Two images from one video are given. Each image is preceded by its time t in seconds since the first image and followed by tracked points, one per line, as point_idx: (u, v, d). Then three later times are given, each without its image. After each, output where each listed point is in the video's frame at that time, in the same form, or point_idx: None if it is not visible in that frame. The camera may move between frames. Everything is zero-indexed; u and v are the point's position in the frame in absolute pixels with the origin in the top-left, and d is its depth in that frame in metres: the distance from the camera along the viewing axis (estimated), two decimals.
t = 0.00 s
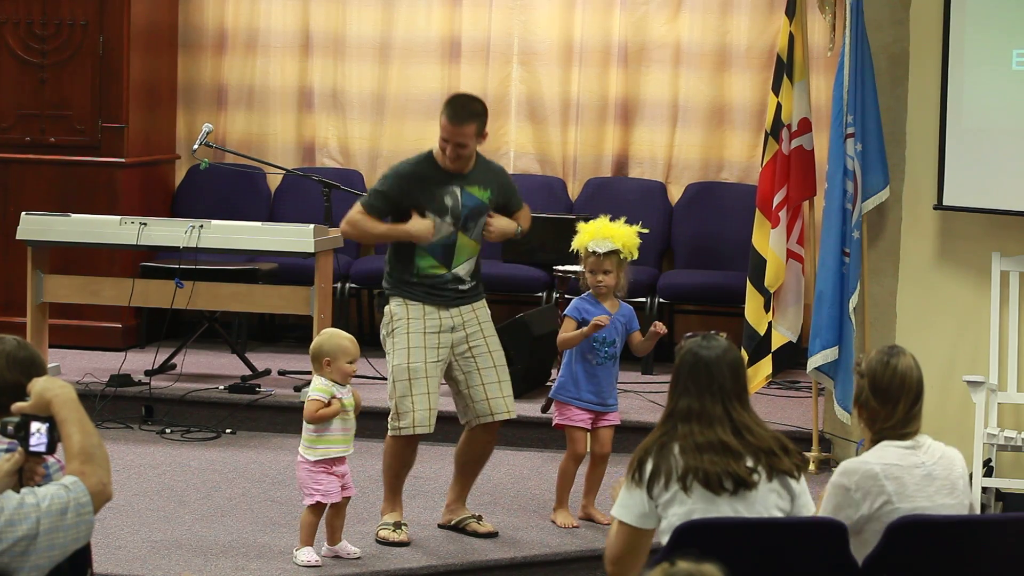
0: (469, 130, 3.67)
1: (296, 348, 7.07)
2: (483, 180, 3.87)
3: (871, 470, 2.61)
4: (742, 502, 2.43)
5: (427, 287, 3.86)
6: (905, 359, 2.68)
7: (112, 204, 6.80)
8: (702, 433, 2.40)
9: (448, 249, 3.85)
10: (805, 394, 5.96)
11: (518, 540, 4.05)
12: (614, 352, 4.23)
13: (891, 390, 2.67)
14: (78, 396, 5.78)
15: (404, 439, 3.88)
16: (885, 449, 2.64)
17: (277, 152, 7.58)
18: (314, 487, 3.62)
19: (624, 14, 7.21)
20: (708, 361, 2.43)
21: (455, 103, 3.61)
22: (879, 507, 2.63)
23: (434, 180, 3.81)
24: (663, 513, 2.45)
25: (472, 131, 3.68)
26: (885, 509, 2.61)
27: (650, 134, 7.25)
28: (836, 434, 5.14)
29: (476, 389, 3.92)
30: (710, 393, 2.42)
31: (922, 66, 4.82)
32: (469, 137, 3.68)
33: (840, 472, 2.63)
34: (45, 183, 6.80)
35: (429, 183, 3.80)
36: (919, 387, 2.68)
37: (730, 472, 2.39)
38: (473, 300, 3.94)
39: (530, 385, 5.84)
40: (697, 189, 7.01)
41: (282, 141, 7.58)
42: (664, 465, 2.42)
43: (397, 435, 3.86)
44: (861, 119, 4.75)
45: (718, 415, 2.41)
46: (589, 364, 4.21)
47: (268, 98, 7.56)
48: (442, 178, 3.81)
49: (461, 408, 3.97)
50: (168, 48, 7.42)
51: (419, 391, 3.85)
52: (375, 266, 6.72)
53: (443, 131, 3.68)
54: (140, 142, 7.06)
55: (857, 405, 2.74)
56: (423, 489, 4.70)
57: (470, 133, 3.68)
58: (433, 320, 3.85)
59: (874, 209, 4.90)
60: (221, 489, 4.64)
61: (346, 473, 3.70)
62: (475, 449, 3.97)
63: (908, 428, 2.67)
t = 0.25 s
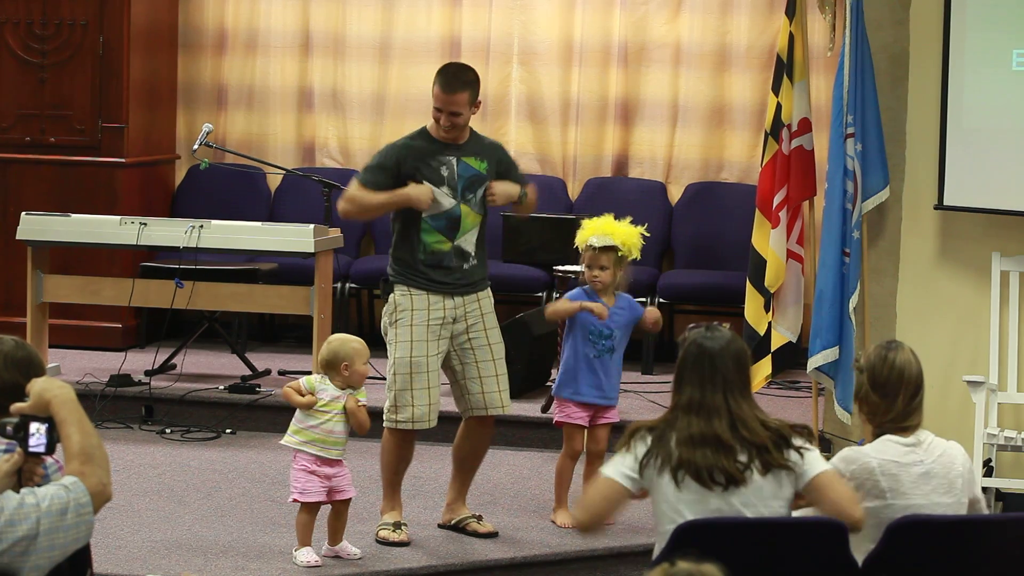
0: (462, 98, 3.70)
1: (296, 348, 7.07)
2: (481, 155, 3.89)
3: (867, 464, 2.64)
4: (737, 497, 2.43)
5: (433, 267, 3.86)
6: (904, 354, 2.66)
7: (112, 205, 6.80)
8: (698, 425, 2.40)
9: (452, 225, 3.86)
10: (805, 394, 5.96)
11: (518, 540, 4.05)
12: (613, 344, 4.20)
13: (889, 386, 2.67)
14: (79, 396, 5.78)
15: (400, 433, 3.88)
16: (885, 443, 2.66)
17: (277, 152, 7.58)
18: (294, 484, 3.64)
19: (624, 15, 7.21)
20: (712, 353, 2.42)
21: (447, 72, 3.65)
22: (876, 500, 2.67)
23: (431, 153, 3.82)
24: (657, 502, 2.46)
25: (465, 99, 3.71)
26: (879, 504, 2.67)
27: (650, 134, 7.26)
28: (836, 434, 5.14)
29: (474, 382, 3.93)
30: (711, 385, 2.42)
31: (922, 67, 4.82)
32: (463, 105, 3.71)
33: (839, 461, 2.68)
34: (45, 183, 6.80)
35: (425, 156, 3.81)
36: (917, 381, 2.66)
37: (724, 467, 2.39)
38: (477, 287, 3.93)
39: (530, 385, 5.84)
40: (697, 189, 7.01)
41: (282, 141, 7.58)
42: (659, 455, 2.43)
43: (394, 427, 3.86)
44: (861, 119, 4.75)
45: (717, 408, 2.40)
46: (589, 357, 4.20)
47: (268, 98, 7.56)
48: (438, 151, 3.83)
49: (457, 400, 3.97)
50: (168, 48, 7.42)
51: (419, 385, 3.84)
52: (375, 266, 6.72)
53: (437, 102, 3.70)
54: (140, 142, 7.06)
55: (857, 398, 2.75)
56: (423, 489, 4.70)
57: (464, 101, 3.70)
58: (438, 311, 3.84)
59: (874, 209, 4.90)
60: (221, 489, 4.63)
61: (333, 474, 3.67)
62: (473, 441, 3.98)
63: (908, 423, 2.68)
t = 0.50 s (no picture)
0: (458, 88, 3.71)
1: (296, 348, 7.07)
2: (476, 145, 3.91)
3: (869, 464, 2.65)
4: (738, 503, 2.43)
5: (435, 261, 3.85)
6: (904, 354, 2.66)
7: (112, 205, 6.80)
8: (703, 430, 2.40)
9: (451, 215, 3.86)
10: (805, 394, 5.96)
11: (518, 540, 4.05)
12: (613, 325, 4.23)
13: (888, 384, 2.67)
14: (79, 396, 5.78)
15: (404, 431, 3.87)
16: (885, 443, 2.66)
17: (277, 152, 7.58)
18: (314, 487, 3.62)
19: (624, 15, 7.21)
20: (718, 357, 2.43)
21: (442, 63, 3.67)
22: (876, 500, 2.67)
23: (427, 142, 3.84)
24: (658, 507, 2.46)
25: (461, 89, 3.72)
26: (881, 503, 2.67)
27: (650, 134, 7.26)
28: (836, 434, 5.13)
29: (476, 381, 3.93)
30: (717, 390, 2.42)
31: (922, 67, 4.81)
32: (458, 95, 3.73)
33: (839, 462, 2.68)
34: (45, 183, 6.81)
35: (422, 147, 3.83)
36: (917, 381, 2.66)
37: (727, 473, 2.39)
38: (479, 284, 3.94)
39: (530, 385, 5.83)
40: (697, 189, 7.01)
41: (282, 141, 7.57)
42: (663, 460, 2.42)
43: (398, 426, 3.85)
44: (861, 119, 4.74)
45: (722, 413, 2.40)
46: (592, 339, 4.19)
47: (268, 99, 7.56)
48: (435, 141, 3.84)
49: (458, 397, 3.97)
50: (168, 48, 7.42)
51: (423, 383, 3.84)
52: (375, 266, 6.73)
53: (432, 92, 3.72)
54: (139, 143, 7.06)
55: (858, 398, 2.75)
56: (423, 489, 4.70)
57: (459, 90, 3.72)
58: (439, 309, 3.85)
59: (874, 209, 4.90)
60: (221, 489, 4.63)
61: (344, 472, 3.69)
62: (473, 440, 3.97)
63: (909, 423, 2.68)
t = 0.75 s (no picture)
0: (456, 85, 3.72)
1: (296, 348, 7.07)
2: (473, 145, 3.92)
3: (872, 464, 2.64)
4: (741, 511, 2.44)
5: (433, 260, 3.84)
6: (900, 354, 2.68)
7: (112, 205, 6.80)
8: (708, 439, 2.40)
9: (450, 215, 3.86)
10: (805, 394, 5.96)
11: (518, 540, 4.05)
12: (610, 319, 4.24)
13: (884, 385, 2.67)
14: (79, 396, 5.78)
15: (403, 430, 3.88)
16: (885, 443, 2.66)
17: (277, 152, 7.58)
18: (301, 486, 3.63)
19: (624, 15, 7.21)
20: (724, 363, 2.42)
21: (438, 60, 3.69)
22: (880, 501, 2.66)
23: (424, 141, 3.84)
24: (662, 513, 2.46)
25: (459, 86, 3.73)
26: (885, 503, 2.66)
27: (650, 133, 7.26)
28: (836, 434, 5.12)
29: (474, 379, 3.93)
30: (722, 397, 2.42)
31: (922, 67, 4.82)
32: (456, 91, 3.74)
33: (841, 464, 2.67)
34: (45, 183, 6.81)
35: (419, 145, 3.83)
36: (915, 380, 2.66)
37: (732, 482, 2.40)
38: (477, 282, 3.93)
39: (530, 385, 5.83)
40: (697, 189, 7.01)
41: (282, 141, 7.57)
42: (667, 468, 2.42)
43: (398, 425, 3.86)
44: (861, 119, 4.74)
45: (728, 422, 2.40)
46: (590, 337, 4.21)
47: (268, 99, 7.56)
48: (431, 140, 3.85)
49: (456, 396, 3.98)
50: (168, 48, 7.42)
51: (423, 384, 3.84)
52: (375, 266, 6.73)
53: (430, 89, 3.73)
54: (140, 142, 7.06)
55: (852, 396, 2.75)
56: (423, 489, 4.70)
57: (457, 87, 3.73)
58: (437, 308, 3.84)
59: (874, 208, 4.91)
60: (221, 489, 4.63)
61: (338, 475, 3.68)
62: (471, 438, 3.97)
63: (905, 423, 2.68)
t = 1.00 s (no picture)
0: (463, 97, 3.72)
1: (296, 348, 7.07)
2: (477, 161, 3.91)
3: (858, 460, 2.64)
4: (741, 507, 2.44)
5: (427, 271, 3.86)
6: (902, 352, 2.67)
7: (112, 205, 6.80)
8: (709, 434, 2.40)
9: (448, 230, 3.87)
10: (805, 394, 5.96)
11: (518, 541, 4.05)
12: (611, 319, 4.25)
13: (880, 380, 2.68)
14: (78, 396, 5.78)
15: (399, 437, 3.87)
16: (874, 440, 2.66)
17: (277, 152, 7.58)
18: (307, 487, 3.63)
19: (624, 15, 7.21)
20: (726, 358, 2.42)
21: (447, 73, 3.68)
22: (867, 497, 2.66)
23: (428, 153, 3.84)
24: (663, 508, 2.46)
25: (466, 98, 3.73)
26: (871, 499, 2.66)
27: (650, 134, 7.26)
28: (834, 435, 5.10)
29: (466, 388, 3.93)
30: (724, 393, 2.42)
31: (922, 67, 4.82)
32: (463, 105, 3.73)
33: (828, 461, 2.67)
34: (45, 183, 6.81)
35: (422, 158, 3.84)
36: (913, 377, 2.65)
37: (732, 478, 2.40)
38: (465, 295, 3.94)
39: (530, 385, 5.84)
40: (697, 189, 7.00)
41: (282, 141, 7.58)
42: (667, 463, 2.43)
43: (392, 433, 3.86)
44: (861, 119, 4.73)
45: (729, 417, 2.40)
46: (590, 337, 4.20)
47: (268, 99, 7.56)
48: (435, 153, 3.85)
49: (447, 408, 3.98)
50: (168, 48, 7.42)
51: (414, 390, 3.84)
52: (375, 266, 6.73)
53: (437, 101, 3.72)
54: (139, 142, 7.06)
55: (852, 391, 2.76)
56: (423, 489, 4.70)
57: (464, 101, 3.73)
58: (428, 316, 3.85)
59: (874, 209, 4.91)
60: (221, 489, 4.63)
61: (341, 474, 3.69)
62: (469, 445, 3.96)
63: (897, 422, 2.68)
